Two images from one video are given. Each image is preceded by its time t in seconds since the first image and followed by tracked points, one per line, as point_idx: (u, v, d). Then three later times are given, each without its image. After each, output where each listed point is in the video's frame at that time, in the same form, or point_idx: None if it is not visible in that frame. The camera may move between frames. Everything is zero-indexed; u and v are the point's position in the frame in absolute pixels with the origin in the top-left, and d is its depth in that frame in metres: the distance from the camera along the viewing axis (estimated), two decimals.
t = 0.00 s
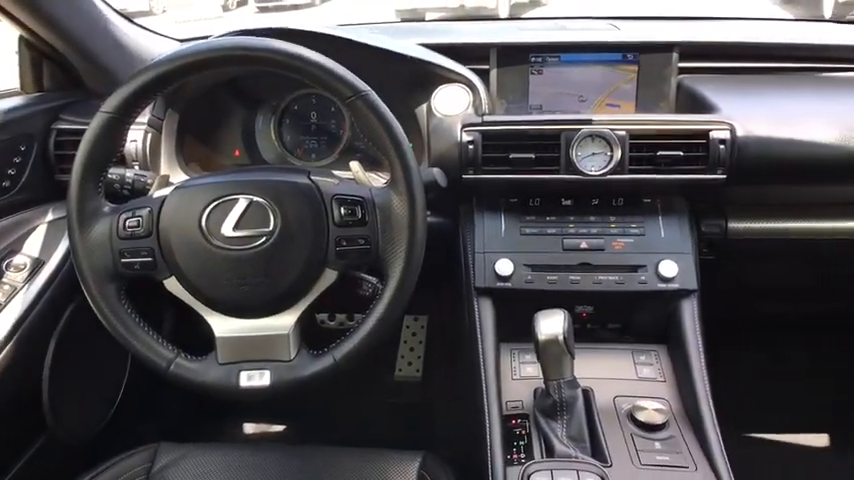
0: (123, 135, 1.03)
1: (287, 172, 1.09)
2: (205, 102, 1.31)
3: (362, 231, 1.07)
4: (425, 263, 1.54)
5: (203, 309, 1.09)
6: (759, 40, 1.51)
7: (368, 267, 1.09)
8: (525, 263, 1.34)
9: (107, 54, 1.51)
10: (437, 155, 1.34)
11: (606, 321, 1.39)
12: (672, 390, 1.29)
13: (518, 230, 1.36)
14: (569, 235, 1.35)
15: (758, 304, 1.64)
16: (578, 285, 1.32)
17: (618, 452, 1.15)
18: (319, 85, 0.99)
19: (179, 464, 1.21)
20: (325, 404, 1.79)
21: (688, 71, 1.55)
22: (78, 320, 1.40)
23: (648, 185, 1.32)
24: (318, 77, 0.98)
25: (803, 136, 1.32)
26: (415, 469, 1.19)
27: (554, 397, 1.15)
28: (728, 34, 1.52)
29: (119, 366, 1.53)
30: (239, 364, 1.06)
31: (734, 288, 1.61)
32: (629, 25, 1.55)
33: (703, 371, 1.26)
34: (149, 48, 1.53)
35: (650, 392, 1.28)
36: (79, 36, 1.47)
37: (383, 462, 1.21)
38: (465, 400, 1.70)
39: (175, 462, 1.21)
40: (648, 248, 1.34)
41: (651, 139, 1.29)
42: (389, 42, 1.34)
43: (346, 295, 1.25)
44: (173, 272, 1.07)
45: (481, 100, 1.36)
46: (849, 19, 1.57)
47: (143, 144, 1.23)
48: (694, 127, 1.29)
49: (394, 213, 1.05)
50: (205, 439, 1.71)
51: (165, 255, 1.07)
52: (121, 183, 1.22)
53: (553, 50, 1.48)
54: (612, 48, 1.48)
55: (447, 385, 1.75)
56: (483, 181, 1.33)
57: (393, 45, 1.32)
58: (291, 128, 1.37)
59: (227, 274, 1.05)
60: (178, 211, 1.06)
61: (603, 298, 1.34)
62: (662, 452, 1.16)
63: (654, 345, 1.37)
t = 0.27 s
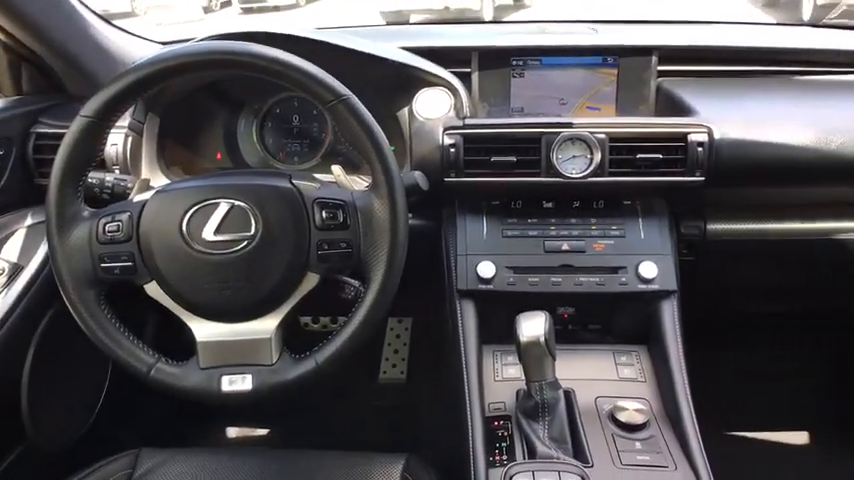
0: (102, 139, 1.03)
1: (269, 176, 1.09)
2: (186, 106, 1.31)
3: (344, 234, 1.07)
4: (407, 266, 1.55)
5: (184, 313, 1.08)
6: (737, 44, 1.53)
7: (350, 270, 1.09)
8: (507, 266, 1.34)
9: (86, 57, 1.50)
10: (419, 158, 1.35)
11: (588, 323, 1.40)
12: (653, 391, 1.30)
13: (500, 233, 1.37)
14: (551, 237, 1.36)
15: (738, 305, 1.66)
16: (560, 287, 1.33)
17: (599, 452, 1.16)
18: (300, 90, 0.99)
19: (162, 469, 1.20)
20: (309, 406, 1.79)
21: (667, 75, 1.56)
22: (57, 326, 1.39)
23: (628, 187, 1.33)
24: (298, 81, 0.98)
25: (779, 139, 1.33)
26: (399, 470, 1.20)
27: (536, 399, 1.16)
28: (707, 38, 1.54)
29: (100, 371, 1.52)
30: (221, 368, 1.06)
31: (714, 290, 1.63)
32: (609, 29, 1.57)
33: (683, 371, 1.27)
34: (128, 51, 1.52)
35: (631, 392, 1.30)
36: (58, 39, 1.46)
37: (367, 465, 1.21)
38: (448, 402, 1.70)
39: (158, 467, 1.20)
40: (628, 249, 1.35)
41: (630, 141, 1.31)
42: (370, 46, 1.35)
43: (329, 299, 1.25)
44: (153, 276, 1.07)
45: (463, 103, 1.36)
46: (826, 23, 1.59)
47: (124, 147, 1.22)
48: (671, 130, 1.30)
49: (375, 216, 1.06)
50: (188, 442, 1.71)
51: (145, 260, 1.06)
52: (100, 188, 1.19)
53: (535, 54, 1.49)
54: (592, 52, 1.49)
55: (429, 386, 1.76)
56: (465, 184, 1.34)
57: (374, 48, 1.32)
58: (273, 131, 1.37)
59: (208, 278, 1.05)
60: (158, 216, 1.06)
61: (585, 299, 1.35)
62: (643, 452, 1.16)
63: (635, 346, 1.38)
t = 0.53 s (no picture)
0: (79, 143, 1.02)
1: (249, 180, 1.09)
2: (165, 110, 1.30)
3: (323, 238, 1.07)
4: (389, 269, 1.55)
5: (163, 318, 1.08)
6: (715, 48, 1.55)
7: (331, 274, 1.09)
8: (488, 268, 1.35)
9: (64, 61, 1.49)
10: (400, 161, 1.35)
11: (569, 325, 1.40)
12: (633, 392, 1.31)
13: (481, 236, 1.37)
14: (531, 240, 1.36)
15: (717, 306, 1.67)
16: (541, 289, 1.34)
17: (580, 453, 1.17)
18: (279, 93, 0.99)
19: (143, 475, 1.20)
20: (292, 410, 1.79)
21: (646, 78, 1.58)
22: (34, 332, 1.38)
23: (608, 190, 1.34)
24: (278, 85, 0.98)
25: (756, 142, 1.35)
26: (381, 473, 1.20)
27: (518, 401, 1.16)
28: (685, 42, 1.56)
29: (78, 378, 1.51)
30: (200, 373, 1.06)
31: (693, 291, 1.65)
32: (589, 33, 1.58)
33: (663, 372, 1.28)
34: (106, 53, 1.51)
35: (611, 393, 1.30)
36: (35, 43, 1.45)
37: (348, 468, 1.21)
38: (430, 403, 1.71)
39: (139, 472, 1.20)
40: (609, 251, 1.36)
41: (609, 145, 1.32)
42: (351, 50, 1.35)
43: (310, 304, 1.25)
44: (132, 281, 1.07)
45: (443, 107, 1.36)
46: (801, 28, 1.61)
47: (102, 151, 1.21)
48: (650, 134, 1.32)
49: (355, 220, 1.06)
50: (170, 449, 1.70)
51: (123, 264, 1.06)
52: (78, 192, 1.18)
53: (515, 57, 1.50)
54: (572, 56, 1.50)
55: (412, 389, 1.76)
56: (446, 187, 1.34)
57: (355, 51, 1.33)
58: (254, 134, 1.36)
59: (187, 283, 1.04)
60: (136, 220, 1.05)
61: (565, 301, 1.36)
62: (623, 453, 1.17)
63: (615, 347, 1.39)
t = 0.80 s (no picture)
0: (56, 145, 1.01)
1: (229, 182, 1.08)
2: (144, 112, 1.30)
3: (305, 240, 1.07)
4: (372, 272, 1.55)
5: (143, 322, 1.07)
6: (694, 50, 1.56)
7: (313, 276, 1.09)
8: (471, 270, 1.35)
9: (41, 64, 1.47)
10: (382, 163, 1.35)
11: (552, 326, 1.40)
12: (615, 392, 1.32)
13: (463, 238, 1.38)
14: (514, 241, 1.37)
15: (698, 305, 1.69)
16: (523, 291, 1.34)
17: (562, 454, 1.17)
18: (259, 95, 0.99)
19: None
20: (277, 414, 1.79)
21: (627, 80, 1.59)
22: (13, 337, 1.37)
23: (589, 191, 1.35)
24: (258, 87, 0.98)
25: (734, 144, 1.35)
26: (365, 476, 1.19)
27: (500, 402, 1.16)
28: (665, 45, 1.57)
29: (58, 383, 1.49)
30: (181, 377, 1.05)
31: (675, 290, 1.66)
32: (571, 35, 1.59)
33: (644, 372, 1.29)
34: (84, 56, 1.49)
35: (594, 393, 1.31)
36: (12, 45, 1.44)
37: (332, 471, 1.21)
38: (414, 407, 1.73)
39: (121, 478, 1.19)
40: (591, 252, 1.37)
41: (591, 146, 1.32)
42: (332, 52, 1.35)
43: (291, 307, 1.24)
44: (111, 285, 1.06)
45: (425, 109, 1.38)
46: (778, 30, 1.63)
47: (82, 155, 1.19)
48: (630, 135, 1.32)
49: (336, 221, 1.05)
50: (155, 457, 1.69)
51: (102, 268, 1.05)
52: (56, 197, 1.17)
53: (497, 60, 1.51)
54: (554, 58, 1.51)
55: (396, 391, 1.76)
56: (429, 189, 1.34)
57: (339, 54, 1.35)
58: (235, 136, 1.36)
59: (168, 286, 1.04)
60: (115, 223, 1.04)
61: (548, 302, 1.36)
62: (605, 453, 1.18)
63: (598, 348, 1.40)
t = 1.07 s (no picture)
0: (33, 145, 1.00)
1: (211, 182, 1.08)
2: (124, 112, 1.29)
3: (287, 240, 1.07)
4: (356, 271, 1.55)
5: (124, 323, 1.06)
6: (675, 49, 1.57)
7: (296, 276, 1.09)
8: (455, 269, 1.35)
9: (18, 65, 1.43)
10: (366, 162, 1.35)
11: (536, 324, 1.41)
12: (598, 389, 1.33)
13: (447, 237, 1.38)
14: (498, 240, 1.37)
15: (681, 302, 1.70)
16: (507, 289, 1.35)
17: (546, 451, 1.17)
18: (240, 94, 0.99)
19: None
20: (263, 414, 1.79)
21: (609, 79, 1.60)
22: None
23: (572, 189, 1.36)
24: (240, 86, 0.97)
25: (715, 142, 1.37)
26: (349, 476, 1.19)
27: (485, 400, 1.16)
28: (647, 43, 1.58)
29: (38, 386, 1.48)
30: (163, 378, 1.05)
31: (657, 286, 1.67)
32: (554, 34, 1.60)
33: (626, 368, 1.30)
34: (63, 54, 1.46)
35: (577, 390, 1.32)
36: None
37: (317, 470, 1.21)
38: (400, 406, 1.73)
39: None
40: (574, 250, 1.37)
41: (573, 144, 1.33)
42: (315, 51, 1.35)
43: (275, 307, 1.24)
44: (91, 287, 1.05)
45: (408, 108, 1.38)
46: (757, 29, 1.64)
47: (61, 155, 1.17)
48: (611, 133, 1.33)
49: (318, 220, 1.05)
50: (139, 459, 1.68)
51: (82, 269, 1.04)
52: (34, 198, 1.16)
53: (481, 59, 1.51)
54: (537, 57, 1.51)
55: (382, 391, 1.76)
56: (412, 188, 1.34)
57: (322, 53, 1.35)
58: (217, 136, 1.35)
59: (149, 287, 1.03)
60: (94, 224, 1.03)
61: (531, 300, 1.37)
62: (588, 449, 1.18)
63: (581, 345, 1.41)
